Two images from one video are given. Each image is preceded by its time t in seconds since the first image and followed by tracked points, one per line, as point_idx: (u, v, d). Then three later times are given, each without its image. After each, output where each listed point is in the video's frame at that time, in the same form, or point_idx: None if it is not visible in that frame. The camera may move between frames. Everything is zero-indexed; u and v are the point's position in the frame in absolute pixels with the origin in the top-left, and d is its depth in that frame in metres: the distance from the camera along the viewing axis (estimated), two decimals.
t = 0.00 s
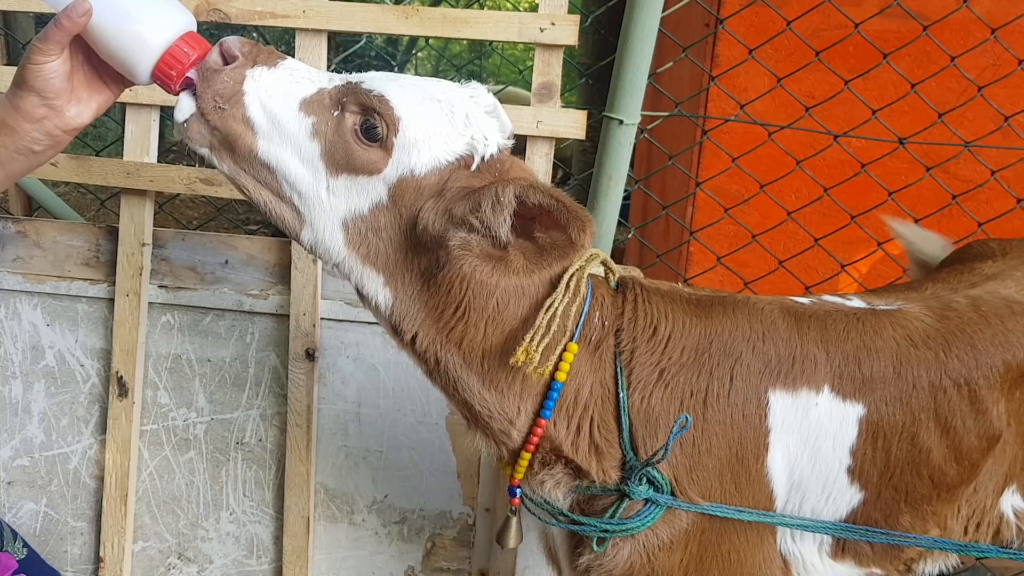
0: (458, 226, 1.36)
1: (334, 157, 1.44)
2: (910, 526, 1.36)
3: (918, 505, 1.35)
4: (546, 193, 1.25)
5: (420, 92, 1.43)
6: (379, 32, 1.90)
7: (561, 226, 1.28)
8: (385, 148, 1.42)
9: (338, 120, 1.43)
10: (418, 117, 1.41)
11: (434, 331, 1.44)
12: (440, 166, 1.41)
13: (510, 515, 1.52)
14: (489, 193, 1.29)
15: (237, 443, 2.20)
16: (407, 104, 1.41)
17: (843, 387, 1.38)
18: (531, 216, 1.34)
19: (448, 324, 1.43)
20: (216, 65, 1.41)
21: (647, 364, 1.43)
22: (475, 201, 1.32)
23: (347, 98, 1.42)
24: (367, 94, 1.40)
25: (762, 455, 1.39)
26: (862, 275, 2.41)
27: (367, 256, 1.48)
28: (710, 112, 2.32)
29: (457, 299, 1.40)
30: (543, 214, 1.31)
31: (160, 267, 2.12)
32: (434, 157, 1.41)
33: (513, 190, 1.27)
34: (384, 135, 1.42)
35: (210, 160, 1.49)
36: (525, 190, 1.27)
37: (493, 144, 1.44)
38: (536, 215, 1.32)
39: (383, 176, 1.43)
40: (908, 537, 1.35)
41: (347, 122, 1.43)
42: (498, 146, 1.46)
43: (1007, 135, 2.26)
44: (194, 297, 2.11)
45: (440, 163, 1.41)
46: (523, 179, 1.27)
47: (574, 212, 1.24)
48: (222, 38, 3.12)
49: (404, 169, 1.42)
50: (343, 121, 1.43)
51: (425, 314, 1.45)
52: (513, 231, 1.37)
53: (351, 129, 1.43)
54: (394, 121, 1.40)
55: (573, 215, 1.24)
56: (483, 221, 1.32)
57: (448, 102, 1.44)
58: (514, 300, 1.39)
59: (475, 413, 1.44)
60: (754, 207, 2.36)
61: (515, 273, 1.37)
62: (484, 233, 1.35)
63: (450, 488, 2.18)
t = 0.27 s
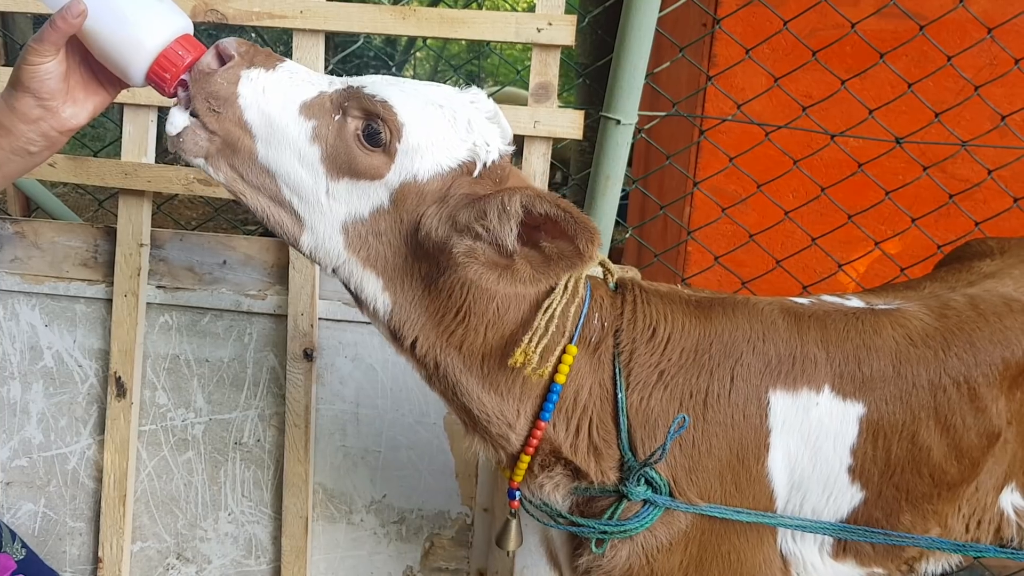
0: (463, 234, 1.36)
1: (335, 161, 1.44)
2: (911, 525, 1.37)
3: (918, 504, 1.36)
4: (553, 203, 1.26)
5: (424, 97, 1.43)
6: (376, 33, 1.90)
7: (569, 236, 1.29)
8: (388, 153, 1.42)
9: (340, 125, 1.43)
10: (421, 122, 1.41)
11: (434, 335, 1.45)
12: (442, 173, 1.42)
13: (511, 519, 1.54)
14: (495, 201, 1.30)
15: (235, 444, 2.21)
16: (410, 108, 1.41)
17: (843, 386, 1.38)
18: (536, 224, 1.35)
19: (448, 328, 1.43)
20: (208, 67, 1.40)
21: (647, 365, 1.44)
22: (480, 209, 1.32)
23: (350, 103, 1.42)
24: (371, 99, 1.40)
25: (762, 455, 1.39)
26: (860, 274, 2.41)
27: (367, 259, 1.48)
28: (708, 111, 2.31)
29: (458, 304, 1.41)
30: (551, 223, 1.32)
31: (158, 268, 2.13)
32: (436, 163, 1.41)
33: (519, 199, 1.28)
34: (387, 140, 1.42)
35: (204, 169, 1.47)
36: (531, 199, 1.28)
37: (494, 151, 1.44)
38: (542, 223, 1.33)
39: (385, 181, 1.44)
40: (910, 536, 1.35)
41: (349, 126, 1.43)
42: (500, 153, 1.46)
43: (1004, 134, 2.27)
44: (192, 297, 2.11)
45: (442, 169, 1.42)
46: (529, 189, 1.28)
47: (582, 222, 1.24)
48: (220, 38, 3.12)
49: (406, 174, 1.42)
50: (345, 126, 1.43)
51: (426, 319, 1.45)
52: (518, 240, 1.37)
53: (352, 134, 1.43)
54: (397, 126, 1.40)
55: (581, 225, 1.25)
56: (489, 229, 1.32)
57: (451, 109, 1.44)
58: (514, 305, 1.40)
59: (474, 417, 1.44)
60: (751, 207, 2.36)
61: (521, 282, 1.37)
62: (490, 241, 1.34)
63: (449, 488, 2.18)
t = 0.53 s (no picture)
0: (467, 236, 1.36)
1: (336, 168, 1.45)
2: (913, 527, 1.37)
3: (921, 505, 1.35)
4: (556, 200, 1.26)
5: (421, 101, 1.44)
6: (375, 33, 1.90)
7: (574, 233, 1.29)
8: (388, 158, 1.43)
9: (340, 132, 1.43)
10: (420, 125, 1.42)
11: (438, 341, 1.45)
12: (443, 175, 1.42)
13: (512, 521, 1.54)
14: (497, 201, 1.30)
15: (235, 444, 2.20)
16: (408, 112, 1.42)
17: (848, 389, 1.38)
18: (541, 224, 1.35)
19: (452, 333, 1.43)
20: (207, 77, 1.40)
21: (651, 370, 1.44)
22: (483, 211, 1.32)
23: (348, 109, 1.42)
24: (368, 104, 1.41)
25: (767, 459, 1.39)
26: (859, 274, 2.41)
27: (370, 267, 1.48)
28: (707, 112, 2.32)
29: (462, 309, 1.41)
30: (554, 222, 1.33)
31: (158, 268, 2.12)
32: (437, 166, 1.42)
33: (523, 199, 1.28)
34: (386, 145, 1.42)
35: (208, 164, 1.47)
36: (535, 198, 1.28)
37: (495, 152, 1.45)
38: (546, 222, 1.34)
39: (387, 187, 1.44)
40: (912, 539, 1.35)
41: (348, 132, 1.43)
42: (500, 154, 1.47)
43: (1004, 134, 2.26)
44: (192, 297, 2.11)
45: (444, 172, 1.42)
46: (533, 187, 1.28)
47: (589, 220, 1.24)
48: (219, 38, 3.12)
49: (408, 179, 1.42)
50: (344, 133, 1.43)
51: (430, 325, 1.45)
52: (523, 240, 1.38)
53: (352, 140, 1.43)
54: (396, 130, 1.41)
55: (586, 222, 1.24)
56: (493, 231, 1.33)
57: (449, 111, 1.45)
58: (518, 310, 1.40)
59: (478, 422, 1.44)
60: (751, 207, 2.36)
61: (528, 281, 1.38)
62: (496, 242, 1.35)
63: (449, 488, 2.18)
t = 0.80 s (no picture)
0: (469, 235, 1.36)
1: (336, 162, 1.44)
2: (917, 527, 1.36)
3: (926, 504, 1.35)
4: (563, 202, 1.28)
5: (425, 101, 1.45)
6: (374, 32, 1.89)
7: (580, 233, 1.31)
8: (387, 154, 1.42)
9: (342, 125, 1.43)
10: (422, 125, 1.42)
11: (437, 346, 1.44)
12: (442, 176, 1.42)
13: (514, 531, 1.54)
14: (503, 201, 1.31)
15: (233, 444, 2.20)
16: (411, 112, 1.42)
17: (854, 392, 1.37)
18: (546, 225, 1.36)
19: (451, 338, 1.42)
20: (215, 64, 1.40)
21: (655, 377, 1.43)
22: (488, 210, 1.33)
23: (352, 105, 1.43)
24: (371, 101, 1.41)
25: (773, 463, 1.39)
26: (859, 273, 2.41)
27: (368, 268, 1.47)
28: (706, 110, 2.31)
29: (461, 313, 1.40)
30: (558, 223, 1.34)
31: (156, 268, 2.12)
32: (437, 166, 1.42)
33: (530, 199, 1.29)
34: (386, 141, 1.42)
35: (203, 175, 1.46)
36: (542, 199, 1.29)
37: (497, 158, 1.45)
38: (551, 224, 1.35)
39: (386, 181, 1.43)
40: (917, 540, 1.35)
41: (350, 127, 1.43)
42: (503, 160, 1.47)
43: (1004, 133, 2.26)
44: (190, 297, 2.11)
45: (443, 173, 1.42)
46: (539, 189, 1.30)
47: (596, 221, 1.26)
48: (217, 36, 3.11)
49: (407, 175, 1.42)
50: (347, 126, 1.43)
51: (428, 328, 1.45)
52: (528, 241, 1.37)
53: (353, 134, 1.43)
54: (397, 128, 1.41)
55: (594, 223, 1.26)
56: (496, 228, 1.33)
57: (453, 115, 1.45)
58: (517, 317, 1.39)
59: (478, 428, 1.44)
60: (751, 207, 2.36)
61: (533, 281, 1.36)
62: (499, 241, 1.35)
63: (448, 488, 2.18)
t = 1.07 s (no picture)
0: (469, 233, 1.36)
1: (336, 164, 1.44)
2: (924, 529, 1.36)
3: (933, 506, 1.35)
4: (562, 197, 1.28)
5: (424, 105, 1.46)
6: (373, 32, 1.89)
7: (580, 228, 1.31)
8: (387, 153, 1.43)
9: (342, 128, 1.43)
10: (422, 126, 1.43)
11: (438, 351, 1.44)
12: (443, 176, 1.42)
13: (519, 538, 1.54)
14: (503, 199, 1.30)
15: (233, 445, 2.20)
16: (411, 113, 1.44)
17: (862, 395, 1.37)
18: (545, 222, 1.37)
19: (451, 342, 1.42)
20: (222, 73, 1.41)
21: (659, 383, 1.43)
22: (487, 208, 1.33)
23: (352, 106, 1.43)
24: (371, 100, 1.42)
25: (780, 468, 1.38)
26: (859, 273, 2.41)
27: (368, 268, 1.47)
28: (706, 110, 2.31)
29: (462, 316, 1.40)
30: (557, 219, 1.34)
31: (155, 268, 2.12)
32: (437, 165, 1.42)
33: (528, 196, 1.29)
34: (386, 140, 1.43)
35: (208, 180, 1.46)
36: (540, 196, 1.29)
37: (496, 158, 1.45)
38: (549, 220, 1.36)
39: (384, 182, 1.43)
40: (923, 543, 1.35)
41: (350, 129, 1.43)
42: (503, 161, 1.47)
43: (1004, 133, 2.26)
44: (189, 297, 2.10)
45: (443, 172, 1.42)
46: (538, 186, 1.29)
47: (595, 215, 1.26)
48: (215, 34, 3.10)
49: (406, 175, 1.42)
50: (347, 128, 1.43)
51: (429, 332, 1.45)
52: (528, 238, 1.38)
53: (355, 135, 1.43)
54: (397, 127, 1.42)
55: (593, 217, 1.26)
56: (496, 225, 1.33)
57: (453, 116, 1.46)
58: (519, 322, 1.39)
59: (481, 435, 1.44)
60: (751, 207, 2.36)
61: (533, 277, 1.36)
62: (497, 238, 1.35)
63: (447, 488, 2.17)
